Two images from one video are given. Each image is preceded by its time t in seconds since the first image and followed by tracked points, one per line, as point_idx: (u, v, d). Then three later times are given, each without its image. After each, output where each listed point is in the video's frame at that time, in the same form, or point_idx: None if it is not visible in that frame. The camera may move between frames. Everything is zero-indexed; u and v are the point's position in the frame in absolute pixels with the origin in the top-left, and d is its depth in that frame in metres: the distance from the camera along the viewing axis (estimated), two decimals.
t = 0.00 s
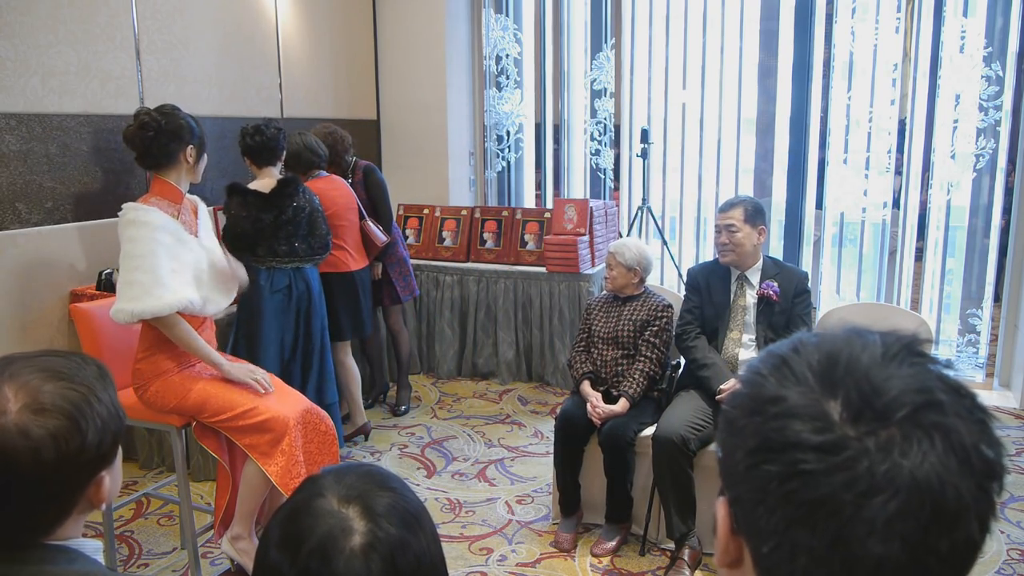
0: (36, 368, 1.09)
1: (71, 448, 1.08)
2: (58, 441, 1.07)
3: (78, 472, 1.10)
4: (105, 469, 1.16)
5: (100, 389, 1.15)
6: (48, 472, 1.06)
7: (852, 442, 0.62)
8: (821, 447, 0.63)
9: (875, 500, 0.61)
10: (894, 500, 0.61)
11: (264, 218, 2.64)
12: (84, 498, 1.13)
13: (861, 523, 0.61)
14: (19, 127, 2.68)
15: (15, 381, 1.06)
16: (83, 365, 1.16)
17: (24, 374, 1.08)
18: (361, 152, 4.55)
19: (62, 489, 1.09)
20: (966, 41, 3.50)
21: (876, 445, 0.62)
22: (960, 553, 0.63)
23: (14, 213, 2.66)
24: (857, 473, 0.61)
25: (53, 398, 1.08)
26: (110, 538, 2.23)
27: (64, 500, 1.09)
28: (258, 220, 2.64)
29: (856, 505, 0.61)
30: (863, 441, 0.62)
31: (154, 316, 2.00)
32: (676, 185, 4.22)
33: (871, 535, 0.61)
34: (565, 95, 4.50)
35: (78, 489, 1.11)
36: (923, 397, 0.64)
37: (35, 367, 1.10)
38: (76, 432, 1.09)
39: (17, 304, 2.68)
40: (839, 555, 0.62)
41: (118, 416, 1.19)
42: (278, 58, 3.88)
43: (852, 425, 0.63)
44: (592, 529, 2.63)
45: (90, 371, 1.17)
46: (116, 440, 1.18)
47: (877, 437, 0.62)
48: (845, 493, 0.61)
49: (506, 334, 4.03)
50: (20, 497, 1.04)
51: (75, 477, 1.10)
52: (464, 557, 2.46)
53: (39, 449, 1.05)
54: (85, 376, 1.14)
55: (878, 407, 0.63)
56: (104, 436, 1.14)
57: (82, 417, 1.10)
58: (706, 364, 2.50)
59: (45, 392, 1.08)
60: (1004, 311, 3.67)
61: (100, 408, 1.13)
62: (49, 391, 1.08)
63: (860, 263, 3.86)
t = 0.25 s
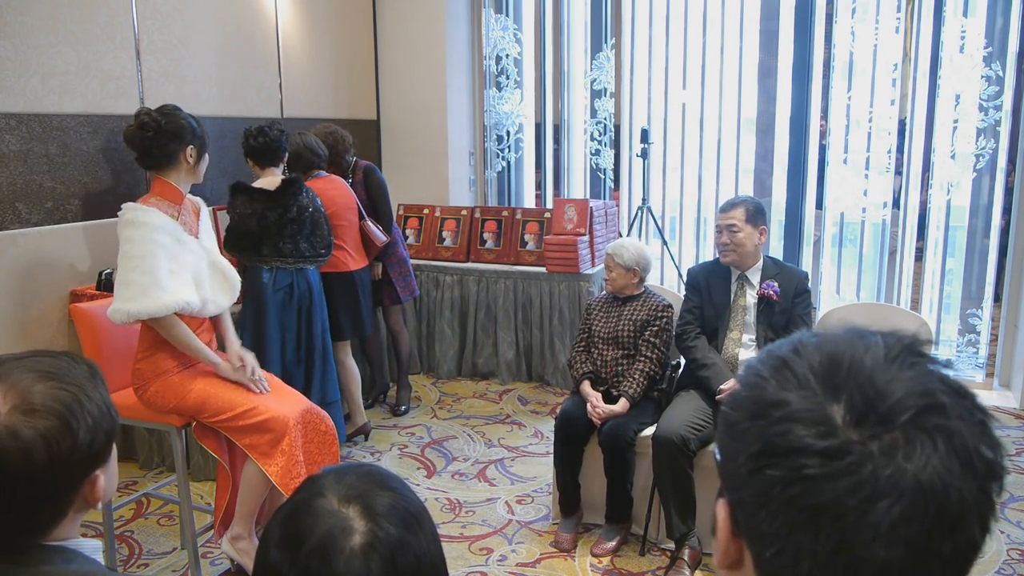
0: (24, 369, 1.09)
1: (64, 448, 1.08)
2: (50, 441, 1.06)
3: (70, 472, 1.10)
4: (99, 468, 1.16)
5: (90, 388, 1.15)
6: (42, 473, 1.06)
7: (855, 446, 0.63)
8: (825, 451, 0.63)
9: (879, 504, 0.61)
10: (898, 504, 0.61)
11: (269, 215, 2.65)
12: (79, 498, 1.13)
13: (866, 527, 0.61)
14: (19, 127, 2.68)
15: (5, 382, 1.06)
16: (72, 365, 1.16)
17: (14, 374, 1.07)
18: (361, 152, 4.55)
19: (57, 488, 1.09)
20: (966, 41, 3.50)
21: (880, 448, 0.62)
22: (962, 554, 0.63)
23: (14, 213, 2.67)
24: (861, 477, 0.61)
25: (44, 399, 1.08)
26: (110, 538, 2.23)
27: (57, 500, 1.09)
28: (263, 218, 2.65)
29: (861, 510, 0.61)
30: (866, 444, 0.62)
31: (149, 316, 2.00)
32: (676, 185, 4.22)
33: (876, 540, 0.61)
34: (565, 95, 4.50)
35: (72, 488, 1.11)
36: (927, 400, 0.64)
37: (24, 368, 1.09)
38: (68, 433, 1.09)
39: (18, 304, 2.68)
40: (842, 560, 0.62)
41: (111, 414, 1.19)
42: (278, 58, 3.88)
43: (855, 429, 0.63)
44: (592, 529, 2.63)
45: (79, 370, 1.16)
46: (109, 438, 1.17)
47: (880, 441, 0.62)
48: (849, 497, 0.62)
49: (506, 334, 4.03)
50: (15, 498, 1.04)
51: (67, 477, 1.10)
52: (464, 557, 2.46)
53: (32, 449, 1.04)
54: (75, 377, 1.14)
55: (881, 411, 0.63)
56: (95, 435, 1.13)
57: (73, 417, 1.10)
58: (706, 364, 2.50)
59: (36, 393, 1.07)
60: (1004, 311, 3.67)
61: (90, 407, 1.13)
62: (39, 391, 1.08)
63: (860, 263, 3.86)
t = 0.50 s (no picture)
0: (22, 368, 1.09)
1: (62, 447, 1.08)
2: (48, 440, 1.07)
3: (68, 471, 1.10)
4: (98, 467, 1.16)
5: (87, 387, 1.15)
6: (40, 472, 1.06)
7: (855, 449, 0.62)
8: (824, 455, 0.63)
9: (877, 508, 0.61)
10: (897, 508, 0.61)
11: (260, 214, 2.65)
12: (78, 496, 1.13)
13: (864, 531, 0.61)
14: (19, 127, 2.68)
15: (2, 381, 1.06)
16: (70, 364, 1.16)
17: (12, 373, 1.07)
18: (361, 152, 4.55)
19: (56, 487, 1.09)
20: (966, 40, 3.50)
21: (879, 452, 0.62)
22: (962, 555, 0.63)
23: (14, 213, 2.67)
24: (859, 481, 0.61)
25: (42, 398, 1.08)
26: (110, 538, 2.23)
27: (55, 499, 1.09)
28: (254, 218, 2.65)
29: (859, 514, 0.61)
30: (865, 448, 0.62)
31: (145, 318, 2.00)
32: (676, 185, 4.22)
33: (874, 544, 0.61)
34: (565, 95, 4.50)
35: (70, 487, 1.11)
36: (927, 403, 0.63)
37: (22, 366, 1.09)
38: (66, 431, 1.09)
39: (20, 304, 2.68)
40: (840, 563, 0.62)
41: (109, 413, 1.19)
42: (278, 57, 3.88)
43: (854, 432, 0.63)
44: (592, 529, 2.63)
45: (77, 369, 1.16)
46: (106, 437, 1.17)
47: (879, 444, 0.62)
48: (847, 502, 0.61)
49: (506, 334, 4.03)
50: (13, 498, 1.04)
51: (65, 476, 1.10)
52: (464, 557, 2.46)
53: (30, 448, 1.04)
54: (72, 375, 1.14)
55: (881, 413, 0.63)
56: (94, 434, 1.14)
57: (71, 415, 1.10)
58: (706, 364, 2.50)
59: (33, 391, 1.07)
60: (1004, 311, 3.67)
61: (88, 406, 1.13)
62: (37, 389, 1.08)
63: (860, 263, 3.86)
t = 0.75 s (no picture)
0: (21, 368, 1.09)
1: (61, 446, 1.08)
2: (47, 439, 1.07)
3: (67, 470, 1.10)
4: (97, 465, 1.16)
5: (86, 386, 1.15)
6: (39, 471, 1.06)
7: (817, 452, 0.62)
8: (786, 455, 0.63)
9: (834, 513, 0.60)
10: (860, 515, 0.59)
11: (253, 215, 2.67)
12: (77, 496, 1.13)
13: (828, 533, 0.60)
14: (19, 127, 2.68)
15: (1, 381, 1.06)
16: (69, 362, 1.16)
17: (11, 373, 1.07)
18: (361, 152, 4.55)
19: (55, 487, 1.09)
20: (966, 40, 3.50)
21: (839, 456, 0.61)
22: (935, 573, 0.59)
23: (14, 213, 2.67)
24: (819, 483, 0.61)
25: (41, 397, 1.08)
26: (110, 539, 2.23)
27: (54, 499, 1.09)
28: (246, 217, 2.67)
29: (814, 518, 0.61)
30: (827, 451, 0.61)
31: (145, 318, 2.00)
32: (676, 185, 4.22)
33: (829, 548, 0.60)
34: (565, 95, 4.50)
35: (70, 486, 1.11)
36: (901, 411, 0.61)
37: (21, 366, 1.09)
38: (64, 431, 1.09)
39: (20, 304, 2.68)
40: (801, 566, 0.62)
41: (108, 412, 1.19)
42: (278, 58, 3.88)
43: (821, 435, 0.62)
44: (592, 529, 2.63)
45: (75, 367, 1.16)
46: (105, 436, 1.18)
47: (844, 448, 0.61)
48: (801, 504, 0.61)
49: (506, 334, 4.03)
50: (12, 498, 1.04)
51: (63, 476, 1.10)
52: (464, 557, 2.46)
53: (29, 448, 1.04)
54: (71, 374, 1.14)
55: (851, 416, 0.62)
56: (92, 433, 1.14)
57: (69, 414, 1.10)
58: (706, 364, 2.50)
59: (32, 391, 1.07)
60: (1004, 310, 3.67)
61: (87, 405, 1.13)
62: (35, 389, 1.08)
63: (860, 263, 3.86)
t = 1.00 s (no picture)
0: (16, 367, 1.09)
1: (58, 445, 1.08)
2: (43, 438, 1.06)
3: (64, 468, 1.10)
4: (93, 463, 1.16)
5: (80, 384, 1.15)
6: (36, 470, 1.06)
7: (790, 456, 0.62)
8: (763, 457, 0.63)
9: (802, 516, 0.60)
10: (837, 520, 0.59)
11: (249, 215, 2.67)
12: (74, 494, 1.13)
13: (799, 535, 0.61)
14: (19, 127, 2.68)
15: None
16: (66, 361, 1.17)
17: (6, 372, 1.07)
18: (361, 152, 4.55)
19: (52, 485, 1.09)
20: (966, 41, 3.50)
21: (810, 461, 0.61)
22: None
23: (14, 213, 2.67)
24: (791, 486, 0.61)
25: (37, 396, 1.08)
26: (110, 539, 2.23)
27: (52, 497, 1.09)
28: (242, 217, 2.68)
29: (781, 523, 0.62)
30: (800, 456, 0.61)
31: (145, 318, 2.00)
32: (676, 185, 4.22)
33: (797, 549, 0.61)
34: (565, 96, 4.50)
35: (67, 484, 1.11)
36: (878, 419, 0.60)
37: (16, 366, 1.09)
38: (60, 429, 1.09)
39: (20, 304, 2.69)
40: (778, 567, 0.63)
41: (104, 409, 1.19)
42: (278, 58, 3.88)
43: (798, 439, 0.62)
44: (592, 529, 2.63)
45: (71, 365, 1.17)
46: (101, 434, 1.18)
47: (817, 453, 0.61)
48: (772, 507, 0.62)
49: (506, 334, 4.03)
50: (10, 497, 1.04)
51: (59, 475, 1.10)
52: (464, 557, 2.46)
53: (26, 447, 1.04)
54: (65, 373, 1.14)
55: (827, 422, 0.61)
56: (88, 431, 1.14)
57: (65, 412, 1.10)
58: (706, 364, 2.49)
59: (28, 390, 1.07)
60: (1004, 310, 3.67)
61: (82, 403, 1.13)
62: (31, 388, 1.08)
63: (860, 263, 3.86)
